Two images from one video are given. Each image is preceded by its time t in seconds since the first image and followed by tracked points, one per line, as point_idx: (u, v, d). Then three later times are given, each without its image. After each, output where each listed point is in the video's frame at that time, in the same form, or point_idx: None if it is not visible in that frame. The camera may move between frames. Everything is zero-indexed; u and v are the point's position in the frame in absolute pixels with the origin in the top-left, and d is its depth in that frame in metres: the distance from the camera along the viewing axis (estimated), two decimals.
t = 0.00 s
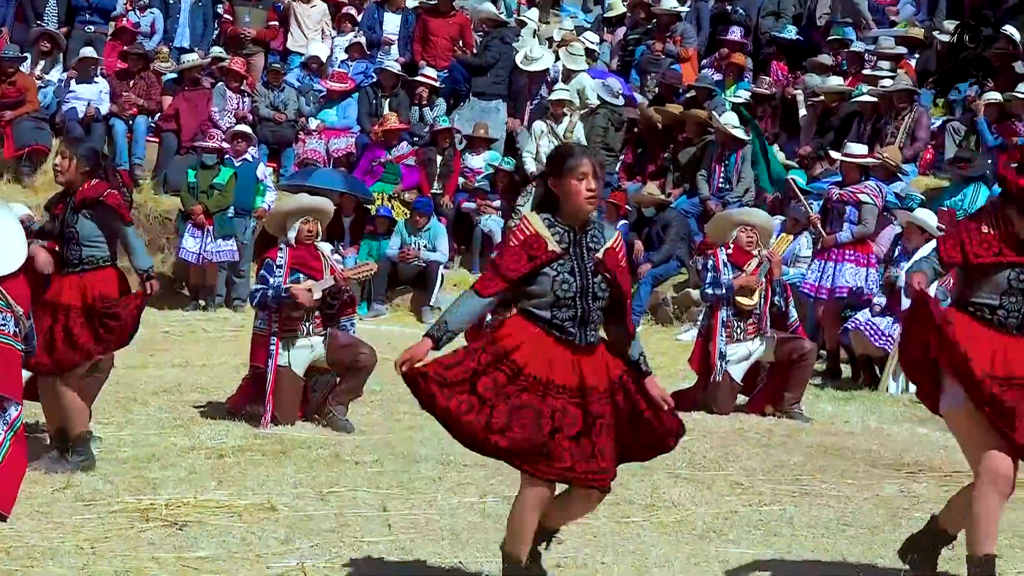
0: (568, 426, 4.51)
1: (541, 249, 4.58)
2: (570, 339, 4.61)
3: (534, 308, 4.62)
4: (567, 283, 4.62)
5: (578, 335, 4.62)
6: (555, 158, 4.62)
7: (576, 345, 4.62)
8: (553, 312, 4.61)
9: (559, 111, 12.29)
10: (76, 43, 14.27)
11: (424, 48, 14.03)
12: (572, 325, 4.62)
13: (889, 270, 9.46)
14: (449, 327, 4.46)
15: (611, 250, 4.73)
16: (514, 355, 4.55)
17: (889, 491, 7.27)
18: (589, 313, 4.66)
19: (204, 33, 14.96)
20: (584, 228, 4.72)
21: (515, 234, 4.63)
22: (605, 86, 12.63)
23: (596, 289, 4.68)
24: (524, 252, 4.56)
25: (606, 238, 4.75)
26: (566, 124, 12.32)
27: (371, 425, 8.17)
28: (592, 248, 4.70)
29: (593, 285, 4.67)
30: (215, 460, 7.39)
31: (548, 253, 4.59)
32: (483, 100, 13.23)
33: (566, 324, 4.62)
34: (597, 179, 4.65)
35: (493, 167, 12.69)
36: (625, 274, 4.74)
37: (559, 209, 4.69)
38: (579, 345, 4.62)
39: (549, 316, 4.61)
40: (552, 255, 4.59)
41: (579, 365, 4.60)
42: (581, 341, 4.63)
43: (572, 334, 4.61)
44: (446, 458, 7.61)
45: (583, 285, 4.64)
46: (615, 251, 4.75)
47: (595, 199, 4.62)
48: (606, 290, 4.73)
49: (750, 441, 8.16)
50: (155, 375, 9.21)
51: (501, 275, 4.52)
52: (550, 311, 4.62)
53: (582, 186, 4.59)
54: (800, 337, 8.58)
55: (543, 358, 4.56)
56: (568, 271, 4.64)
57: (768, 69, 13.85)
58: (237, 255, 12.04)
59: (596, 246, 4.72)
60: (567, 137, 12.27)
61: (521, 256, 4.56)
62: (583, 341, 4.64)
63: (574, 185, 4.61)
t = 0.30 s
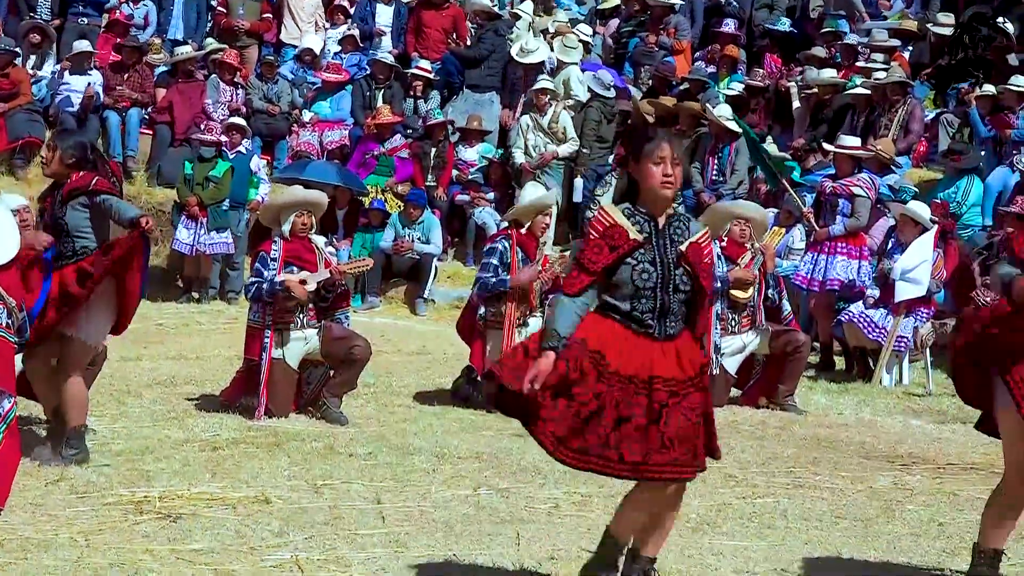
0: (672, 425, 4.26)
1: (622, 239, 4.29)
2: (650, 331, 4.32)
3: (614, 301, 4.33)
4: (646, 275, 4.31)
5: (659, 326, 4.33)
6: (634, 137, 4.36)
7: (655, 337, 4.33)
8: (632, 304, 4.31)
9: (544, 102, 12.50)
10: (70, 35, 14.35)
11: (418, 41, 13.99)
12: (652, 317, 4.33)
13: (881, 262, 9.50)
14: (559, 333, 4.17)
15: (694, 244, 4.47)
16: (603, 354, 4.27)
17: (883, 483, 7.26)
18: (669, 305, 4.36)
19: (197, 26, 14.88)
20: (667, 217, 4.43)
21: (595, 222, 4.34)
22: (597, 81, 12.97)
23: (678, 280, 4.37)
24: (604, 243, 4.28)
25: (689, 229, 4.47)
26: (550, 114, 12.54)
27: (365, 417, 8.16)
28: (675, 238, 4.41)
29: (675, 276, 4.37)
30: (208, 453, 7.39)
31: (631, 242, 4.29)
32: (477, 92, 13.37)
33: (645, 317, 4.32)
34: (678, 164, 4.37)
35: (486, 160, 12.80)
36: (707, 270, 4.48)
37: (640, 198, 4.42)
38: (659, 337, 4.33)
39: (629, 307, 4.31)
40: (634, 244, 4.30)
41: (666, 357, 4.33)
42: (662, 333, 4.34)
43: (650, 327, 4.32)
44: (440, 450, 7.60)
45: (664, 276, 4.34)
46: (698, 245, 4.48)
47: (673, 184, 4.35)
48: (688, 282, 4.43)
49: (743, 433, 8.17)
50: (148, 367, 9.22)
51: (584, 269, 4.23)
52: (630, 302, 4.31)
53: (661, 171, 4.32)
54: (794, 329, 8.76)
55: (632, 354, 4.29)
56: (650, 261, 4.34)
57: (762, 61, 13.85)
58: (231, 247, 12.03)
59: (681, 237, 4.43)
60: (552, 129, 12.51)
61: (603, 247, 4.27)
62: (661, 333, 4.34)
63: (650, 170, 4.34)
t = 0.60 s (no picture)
0: (758, 421, 4.30)
1: (711, 246, 4.32)
2: (721, 332, 4.38)
3: (687, 301, 4.39)
4: (730, 282, 4.39)
5: (725, 329, 4.39)
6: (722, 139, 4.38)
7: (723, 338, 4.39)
8: (706, 304, 4.38)
9: (536, 95, 12.58)
10: (68, 30, 14.41)
11: (415, 34, 14.13)
12: (721, 320, 4.39)
13: (879, 256, 9.62)
14: (621, 346, 4.29)
15: (759, 242, 4.54)
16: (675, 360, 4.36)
17: (881, 477, 7.25)
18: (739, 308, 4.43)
19: (196, 20, 14.93)
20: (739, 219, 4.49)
21: (681, 232, 4.38)
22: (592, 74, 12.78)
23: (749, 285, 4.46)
24: (694, 251, 4.31)
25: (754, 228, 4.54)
26: (546, 108, 12.58)
27: (364, 412, 8.15)
28: (746, 241, 4.49)
29: (747, 281, 4.46)
30: (207, 447, 7.38)
31: (717, 249, 4.34)
32: (476, 86, 13.66)
33: (716, 320, 4.38)
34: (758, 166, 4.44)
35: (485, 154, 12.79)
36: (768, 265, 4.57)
37: (719, 197, 4.44)
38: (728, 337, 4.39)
39: (701, 306, 4.38)
40: (720, 251, 4.34)
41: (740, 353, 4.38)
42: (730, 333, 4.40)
43: (720, 328, 4.38)
44: (439, 443, 7.60)
45: (741, 282, 4.42)
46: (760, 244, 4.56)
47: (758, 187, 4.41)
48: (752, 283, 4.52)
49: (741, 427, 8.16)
50: (146, 361, 9.22)
51: (672, 279, 4.28)
52: (706, 305, 4.38)
53: (750, 172, 4.38)
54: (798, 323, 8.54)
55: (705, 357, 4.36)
56: (730, 268, 4.41)
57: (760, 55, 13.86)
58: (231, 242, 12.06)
59: (748, 239, 4.50)
60: (545, 123, 12.56)
61: (692, 256, 4.31)
62: (727, 333, 4.40)
63: (736, 173, 4.38)
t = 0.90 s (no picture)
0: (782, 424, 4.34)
1: (714, 241, 4.51)
2: (741, 333, 4.49)
3: (700, 297, 4.56)
4: (734, 281, 4.50)
5: (745, 331, 4.49)
6: (745, 140, 4.51)
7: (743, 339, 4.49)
8: (718, 307, 4.53)
9: (536, 94, 12.52)
10: (66, 29, 14.42)
11: (413, 33, 14.06)
12: (739, 321, 4.50)
13: (880, 254, 9.68)
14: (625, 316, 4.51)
15: (794, 242, 4.61)
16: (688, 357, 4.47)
17: (881, 475, 7.24)
18: (759, 310, 4.51)
19: (195, 19, 15.06)
20: (766, 219, 4.58)
21: (687, 223, 4.60)
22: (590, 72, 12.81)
23: (768, 286, 4.52)
24: (695, 244, 4.53)
25: (789, 228, 4.60)
26: (545, 107, 12.51)
27: (364, 410, 8.15)
28: (773, 243, 4.56)
29: (766, 283, 4.52)
30: (206, 445, 7.38)
31: (723, 244, 4.51)
32: (475, 83, 13.78)
33: (733, 321, 4.50)
34: (784, 168, 4.49)
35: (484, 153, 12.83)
36: (807, 268, 4.62)
37: (739, 196, 4.57)
38: (751, 339, 4.49)
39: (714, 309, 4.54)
40: (727, 247, 4.50)
41: (761, 357, 4.45)
42: (752, 335, 4.50)
43: (740, 330, 4.49)
44: (438, 441, 7.61)
45: (753, 283, 4.50)
46: (798, 242, 4.62)
47: (770, 190, 4.49)
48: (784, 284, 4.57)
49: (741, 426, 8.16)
50: (144, 360, 9.21)
51: (670, 268, 4.51)
52: (719, 307, 4.53)
53: (759, 172, 4.47)
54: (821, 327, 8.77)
55: (720, 355, 4.47)
56: (740, 267, 4.51)
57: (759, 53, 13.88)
58: (230, 240, 12.05)
59: (778, 242, 4.57)
60: (544, 121, 12.51)
61: (693, 248, 4.53)
62: (750, 336, 4.49)
63: (750, 171, 4.49)
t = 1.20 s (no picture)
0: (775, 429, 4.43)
1: (738, 249, 4.39)
2: (755, 336, 4.46)
3: (716, 302, 4.48)
4: (757, 288, 4.43)
5: (760, 334, 4.46)
6: (773, 145, 4.37)
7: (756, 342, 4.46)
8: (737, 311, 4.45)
9: (536, 96, 12.47)
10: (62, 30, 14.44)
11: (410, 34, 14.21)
12: (755, 325, 4.46)
13: (876, 255, 9.64)
14: (631, 330, 4.40)
15: (810, 245, 4.56)
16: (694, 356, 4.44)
17: (878, 476, 7.24)
18: (775, 315, 4.48)
19: (191, 20, 15.07)
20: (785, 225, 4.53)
21: (710, 228, 4.46)
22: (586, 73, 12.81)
23: (788, 291, 4.50)
24: (719, 251, 4.40)
25: (805, 231, 4.57)
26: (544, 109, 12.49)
27: (360, 412, 8.14)
28: (792, 246, 4.53)
29: (786, 287, 4.50)
30: (203, 446, 7.38)
31: (745, 254, 4.40)
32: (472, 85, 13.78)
33: (748, 324, 4.45)
34: (809, 177, 4.39)
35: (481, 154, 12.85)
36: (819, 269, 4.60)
37: (763, 203, 4.46)
38: (763, 342, 4.47)
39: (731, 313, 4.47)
40: (750, 256, 4.40)
41: (770, 361, 4.47)
42: (766, 338, 4.48)
43: (753, 333, 4.45)
44: (435, 443, 7.61)
45: (774, 289, 4.46)
46: (812, 245, 4.59)
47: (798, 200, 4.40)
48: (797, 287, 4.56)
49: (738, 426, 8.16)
50: (141, 361, 9.22)
51: (691, 276, 4.38)
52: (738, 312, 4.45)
53: (792, 185, 4.35)
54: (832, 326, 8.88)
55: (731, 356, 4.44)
56: (762, 274, 4.44)
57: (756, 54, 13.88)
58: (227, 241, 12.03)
59: (795, 245, 4.54)
60: (544, 123, 12.50)
61: (716, 256, 4.39)
62: (764, 338, 4.47)
63: (781, 182, 4.37)
